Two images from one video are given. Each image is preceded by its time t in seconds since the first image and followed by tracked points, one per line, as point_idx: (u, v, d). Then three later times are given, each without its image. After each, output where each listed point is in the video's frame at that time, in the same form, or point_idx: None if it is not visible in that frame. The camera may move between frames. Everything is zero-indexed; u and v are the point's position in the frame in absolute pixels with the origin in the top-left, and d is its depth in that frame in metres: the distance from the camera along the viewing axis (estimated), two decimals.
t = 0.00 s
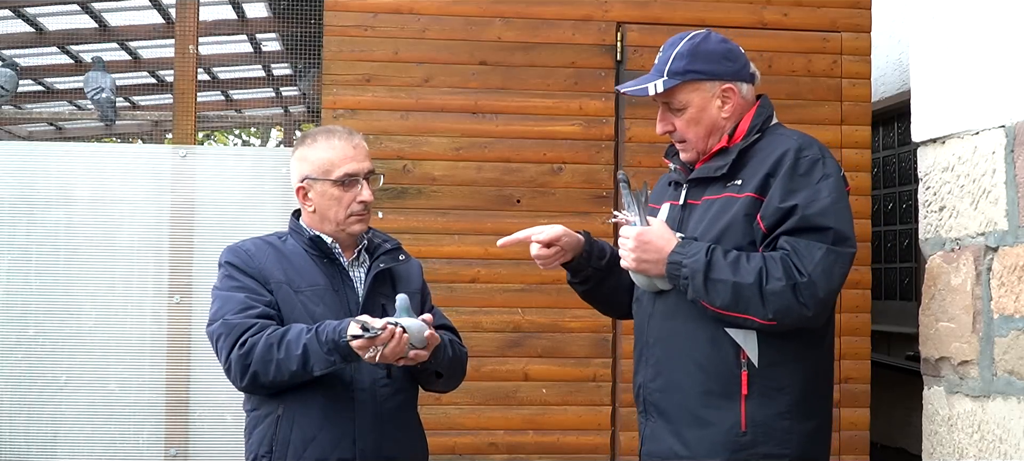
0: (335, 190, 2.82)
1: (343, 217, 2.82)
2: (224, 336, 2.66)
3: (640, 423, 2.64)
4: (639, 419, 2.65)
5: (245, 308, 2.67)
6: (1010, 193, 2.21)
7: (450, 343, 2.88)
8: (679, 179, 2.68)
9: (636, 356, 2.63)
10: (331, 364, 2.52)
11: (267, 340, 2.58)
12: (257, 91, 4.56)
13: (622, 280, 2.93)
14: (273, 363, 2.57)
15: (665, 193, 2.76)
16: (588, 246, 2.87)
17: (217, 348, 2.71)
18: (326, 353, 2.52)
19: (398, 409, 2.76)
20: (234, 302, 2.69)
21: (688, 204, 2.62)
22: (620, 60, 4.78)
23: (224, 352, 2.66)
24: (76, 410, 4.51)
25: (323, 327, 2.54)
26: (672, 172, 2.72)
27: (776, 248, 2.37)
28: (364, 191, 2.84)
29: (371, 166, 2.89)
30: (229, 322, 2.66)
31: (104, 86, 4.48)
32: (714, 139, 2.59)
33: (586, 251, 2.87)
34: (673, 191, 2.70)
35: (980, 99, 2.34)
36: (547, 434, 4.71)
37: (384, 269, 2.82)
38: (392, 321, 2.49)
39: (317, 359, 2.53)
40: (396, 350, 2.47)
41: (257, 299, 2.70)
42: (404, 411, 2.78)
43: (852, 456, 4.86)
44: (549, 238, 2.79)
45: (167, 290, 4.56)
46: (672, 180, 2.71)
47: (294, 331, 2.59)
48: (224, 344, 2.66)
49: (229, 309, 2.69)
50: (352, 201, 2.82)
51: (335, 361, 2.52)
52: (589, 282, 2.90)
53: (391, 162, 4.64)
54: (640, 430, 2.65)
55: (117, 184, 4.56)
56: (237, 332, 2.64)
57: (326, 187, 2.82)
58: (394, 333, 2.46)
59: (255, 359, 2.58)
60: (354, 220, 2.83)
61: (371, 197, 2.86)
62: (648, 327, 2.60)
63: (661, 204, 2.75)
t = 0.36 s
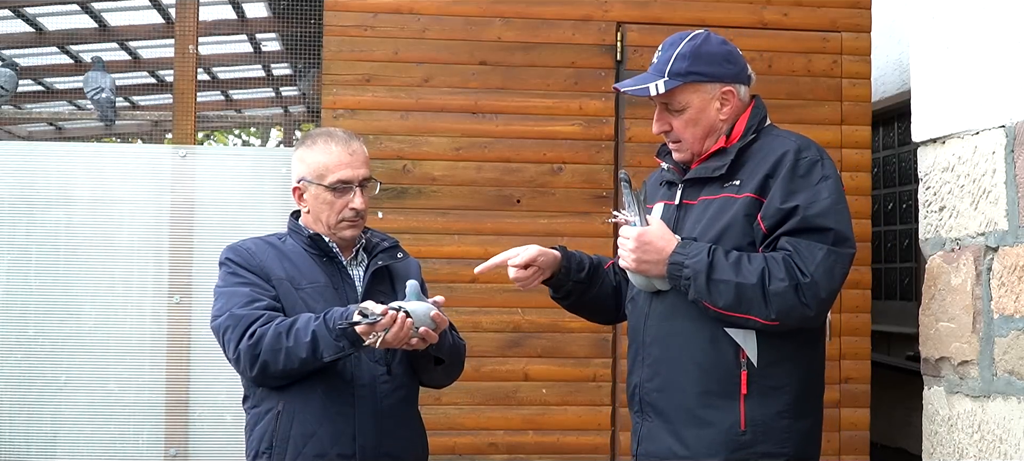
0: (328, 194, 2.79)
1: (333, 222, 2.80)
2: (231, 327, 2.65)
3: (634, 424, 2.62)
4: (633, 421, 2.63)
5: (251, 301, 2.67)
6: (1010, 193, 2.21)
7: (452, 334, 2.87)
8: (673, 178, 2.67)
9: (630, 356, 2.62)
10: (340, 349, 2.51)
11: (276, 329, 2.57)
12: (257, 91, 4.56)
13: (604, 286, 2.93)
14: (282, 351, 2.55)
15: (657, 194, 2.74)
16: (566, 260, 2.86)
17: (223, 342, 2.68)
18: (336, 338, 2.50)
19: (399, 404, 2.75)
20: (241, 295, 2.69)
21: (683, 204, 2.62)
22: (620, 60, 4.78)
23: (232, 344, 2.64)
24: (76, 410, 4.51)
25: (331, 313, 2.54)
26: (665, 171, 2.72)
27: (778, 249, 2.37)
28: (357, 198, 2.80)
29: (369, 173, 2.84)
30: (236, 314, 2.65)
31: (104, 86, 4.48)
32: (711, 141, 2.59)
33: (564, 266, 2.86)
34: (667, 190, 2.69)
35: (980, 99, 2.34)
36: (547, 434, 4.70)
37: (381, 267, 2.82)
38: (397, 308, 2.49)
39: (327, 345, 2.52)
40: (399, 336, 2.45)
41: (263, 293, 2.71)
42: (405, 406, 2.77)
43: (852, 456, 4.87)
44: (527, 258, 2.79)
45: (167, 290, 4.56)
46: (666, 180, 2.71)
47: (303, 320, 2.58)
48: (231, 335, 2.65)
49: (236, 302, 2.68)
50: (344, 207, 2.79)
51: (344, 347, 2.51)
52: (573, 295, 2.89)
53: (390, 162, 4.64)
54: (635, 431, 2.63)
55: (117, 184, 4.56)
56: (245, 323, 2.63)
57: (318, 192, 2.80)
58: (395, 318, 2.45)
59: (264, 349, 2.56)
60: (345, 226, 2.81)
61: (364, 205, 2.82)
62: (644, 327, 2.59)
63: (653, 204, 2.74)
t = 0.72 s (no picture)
0: (322, 195, 2.78)
1: (329, 223, 2.79)
2: (233, 324, 2.65)
3: (633, 424, 2.62)
4: (632, 420, 2.63)
5: (253, 298, 2.68)
6: (1010, 193, 2.21)
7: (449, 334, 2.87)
8: (673, 178, 2.67)
9: (629, 356, 2.62)
10: (341, 343, 2.51)
11: (278, 324, 2.57)
12: (257, 91, 4.56)
13: (604, 285, 2.93)
14: (284, 345, 2.54)
15: (656, 192, 2.75)
16: (566, 260, 2.86)
17: (225, 339, 2.68)
18: (337, 332, 2.51)
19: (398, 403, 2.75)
20: (244, 292, 2.69)
21: (683, 204, 2.62)
22: (620, 60, 4.78)
23: (234, 340, 2.64)
24: (76, 410, 4.52)
25: (332, 307, 2.54)
26: (665, 171, 2.72)
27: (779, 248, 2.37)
28: (352, 199, 2.79)
29: (363, 173, 2.83)
30: (238, 310, 2.65)
31: (104, 86, 4.48)
32: (712, 140, 2.59)
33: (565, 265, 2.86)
34: (667, 189, 2.69)
35: (980, 98, 2.34)
36: (547, 434, 4.71)
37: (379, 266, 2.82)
38: (396, 301, 2.48)
39: (328, 339, 2.51)
40: (399, 330, 2.45)
41: (265, 290, 2.71)
42: (403, 405, 2.77)
43: (852, 456, 4.87)
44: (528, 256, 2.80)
45: (167, 290, 4.56)
46: (665, 179, 2.71)
47: (304, 314, 2.58)
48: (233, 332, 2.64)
49: (238, 299, 2.68)
50: (339, 207, 2.78)
51: (345, 340, 2.51)
52: (573, 295, 2.89)
53: (390, 162, 4.64)
54: (634, 430, 2.63)
55: (117, 185, 4.57)
56: (247, 319, 2.62)
57: (313, 192, 2.79)
58: (394, 312, 2.44)
59: (266, 344, 2.56)
60: (341, 226, 2.80)
61: (359, 204, 2.80)
62: (644, 326, 2.58)
63: (653, 204, 2.74)
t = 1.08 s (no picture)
0: (319, 194, 2.79)
1: (327, 222, 2.79)
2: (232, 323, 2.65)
3: (635, 424, 2.62)
4: (633, 420, 2.63)
5: (252, 297, 2.68)
6: (1010, 193, 2.21)
7: (447, 334, 2.87)
8: (675, 178, 2.67)
9: (631, 356, 2.62)
10: (340, 339, 2.51)
11: (277, 322, 2.57)
12: (257, 91, 4.56)
13: (606, 285, 2.93)
14: (283, 343, 2.54)
15: (658, 192, 2.75)
16: (569, 259, 2.86)
17: (224, 338, 2.68)
18: (336, 328, 2.50)
19: (397, 403, 2.75)
20: (242, 291, 2.69)
21: (685, 204, 2.62)
22: (620, 60, 4.78)
23: (233, 338, 2.64)
24: (76, 410, 4.52)
25: (330, 304, 2.54)
26: (667, 171, 2.72)
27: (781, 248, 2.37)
28: (348, 197, 2.79)
29: (359, 171, 2.84)
30: (237, 309, 2.65)
31: (104, 86, 4.48)
32: (715, 141, 2.58)
33: (568, 264, 2.86)
34: (669, 189, 2.70)
35: (980, 98, 2.34)
36: (548, 434, 4.71)
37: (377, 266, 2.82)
38: (393, 297, 2.49)
39: (327, 336, 2.51)
40: (396, 324, 2.44)
41: (264, 290, 2.71)
42: (402, 404, 2.77)
43: (852, 456, 4.87)
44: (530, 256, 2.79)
45: (167, 290, 4.56)
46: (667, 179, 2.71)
47: (303, 312, 2.58)
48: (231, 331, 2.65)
49: (237, 298, 2.68)
50: (336, 206, 2.79)
51: (343, 337, 2.51)
52: (576, 294, 2.89)
53: (391, 162, 4.64)
54: (635, 430, 2.63)
55: (117, 185, 4.57)
56: (246, 317, 2.62)
57: (310, 192, 2.79)
58: (391, 307, 2.44)
59: (265, 342, 2.56)
60: (338, 225, 2.80)
61: (356, 203, 2.81)
62: (646, 327, 2.58)
63: (654, 204, 2.74)
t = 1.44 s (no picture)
0: (317, 193, 2.79)
1: (325, 221, 2.80)
2: (230, 323, 2.65)
3: (634, 423, 2.62)
4: (633, 419, 2.63)
5: (251, 297, 2.68)
6: (1010, 193, 2.21)
7: (446, 332, 2.87)
8: (676, 178, 2.67)
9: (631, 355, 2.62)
10: (338, 339, 2.51)
11: (276, 321, 2.57)
12: (257, 91, 4.56)
13: (607, 285, 2.93)
14: (281, 343, 2.54)
15: (659, 192, 2.75)
16: (571, 258, 2.86)
17: (223, 338, 2.68)
18: (335, 328, 2.50)
19: (396, 402, 2.75)
20: (241, 291, 2.69)
21: (686, 204, 2.62)
22: (620, 60, 4.78)
23: (231, 339, 2.64)
24: (76, 410, 4.52)
25: (329, 303, 2.54)
26: (668, 171, 2.72)
27: (782, 248, 2.37)
28: (346, 196, 2.80)
29: (356, 170, 2.84)
30: (236, 309, 2.65)
31: (104, 86, 4.48)
32: (717, 141, 2.59)
33: (569, 264, 2.86)
34: (671, 189, 2.70)
35: (980, 98, 2.34)
36: (548, 434, 4.71)
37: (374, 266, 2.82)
38: (392, 295, 2.49)
39: (326, 335, 2.51)
40: (395, 323, 2.44)
41: (261, 290, 2.71)
42: (401, 403, 2.78)
43: (852, 456, 4.87)
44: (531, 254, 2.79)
45: (167, 290, 4.56)
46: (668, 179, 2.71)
47: (302, 312, 2.58)
48: (230, 331, 2.64)
49: (235, 298, 2.68)
50: (333, 205, 2.79)
51: (342, 336, 2.51)
52: (576, 293, 2.89)
53: (391, 162, 4.64)
54: (634, 429, 2.63)
55: (117, 185, 4.57)
56: (245, 317, 2.62)
57: (307, 191, 2.80)
58: (389, 305, 2.44)
59: (264, 341, 2.56)
60: (336, 224, 2.80)
61: (353, 202, 2.81)
62: (646, 326, 2.58)
63: (654, 204, 2.74)
